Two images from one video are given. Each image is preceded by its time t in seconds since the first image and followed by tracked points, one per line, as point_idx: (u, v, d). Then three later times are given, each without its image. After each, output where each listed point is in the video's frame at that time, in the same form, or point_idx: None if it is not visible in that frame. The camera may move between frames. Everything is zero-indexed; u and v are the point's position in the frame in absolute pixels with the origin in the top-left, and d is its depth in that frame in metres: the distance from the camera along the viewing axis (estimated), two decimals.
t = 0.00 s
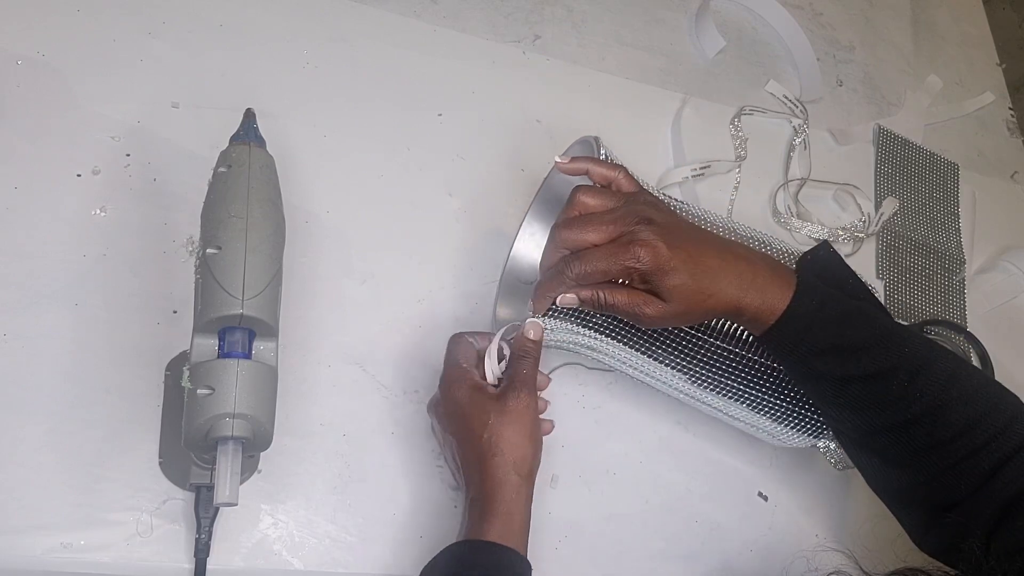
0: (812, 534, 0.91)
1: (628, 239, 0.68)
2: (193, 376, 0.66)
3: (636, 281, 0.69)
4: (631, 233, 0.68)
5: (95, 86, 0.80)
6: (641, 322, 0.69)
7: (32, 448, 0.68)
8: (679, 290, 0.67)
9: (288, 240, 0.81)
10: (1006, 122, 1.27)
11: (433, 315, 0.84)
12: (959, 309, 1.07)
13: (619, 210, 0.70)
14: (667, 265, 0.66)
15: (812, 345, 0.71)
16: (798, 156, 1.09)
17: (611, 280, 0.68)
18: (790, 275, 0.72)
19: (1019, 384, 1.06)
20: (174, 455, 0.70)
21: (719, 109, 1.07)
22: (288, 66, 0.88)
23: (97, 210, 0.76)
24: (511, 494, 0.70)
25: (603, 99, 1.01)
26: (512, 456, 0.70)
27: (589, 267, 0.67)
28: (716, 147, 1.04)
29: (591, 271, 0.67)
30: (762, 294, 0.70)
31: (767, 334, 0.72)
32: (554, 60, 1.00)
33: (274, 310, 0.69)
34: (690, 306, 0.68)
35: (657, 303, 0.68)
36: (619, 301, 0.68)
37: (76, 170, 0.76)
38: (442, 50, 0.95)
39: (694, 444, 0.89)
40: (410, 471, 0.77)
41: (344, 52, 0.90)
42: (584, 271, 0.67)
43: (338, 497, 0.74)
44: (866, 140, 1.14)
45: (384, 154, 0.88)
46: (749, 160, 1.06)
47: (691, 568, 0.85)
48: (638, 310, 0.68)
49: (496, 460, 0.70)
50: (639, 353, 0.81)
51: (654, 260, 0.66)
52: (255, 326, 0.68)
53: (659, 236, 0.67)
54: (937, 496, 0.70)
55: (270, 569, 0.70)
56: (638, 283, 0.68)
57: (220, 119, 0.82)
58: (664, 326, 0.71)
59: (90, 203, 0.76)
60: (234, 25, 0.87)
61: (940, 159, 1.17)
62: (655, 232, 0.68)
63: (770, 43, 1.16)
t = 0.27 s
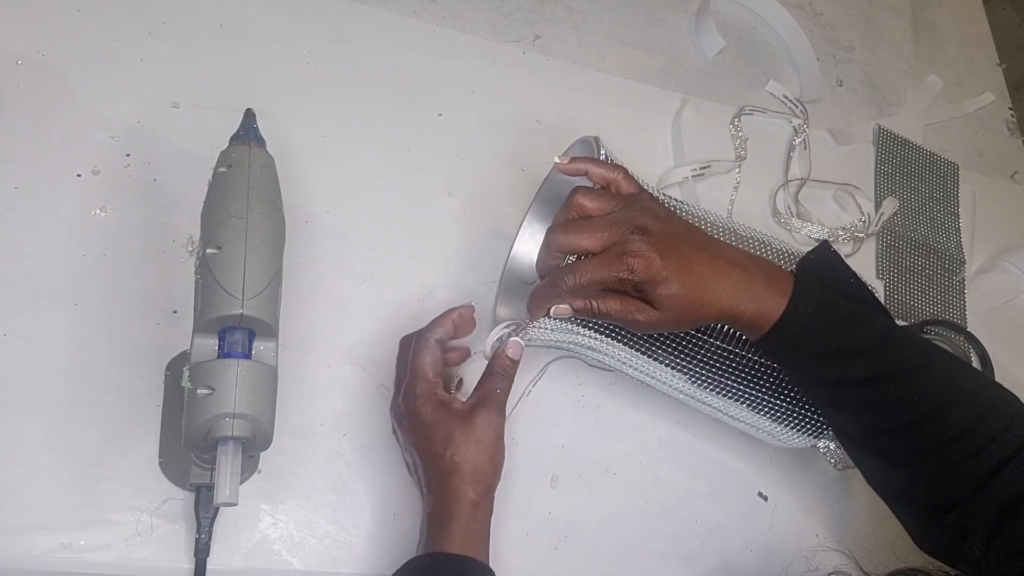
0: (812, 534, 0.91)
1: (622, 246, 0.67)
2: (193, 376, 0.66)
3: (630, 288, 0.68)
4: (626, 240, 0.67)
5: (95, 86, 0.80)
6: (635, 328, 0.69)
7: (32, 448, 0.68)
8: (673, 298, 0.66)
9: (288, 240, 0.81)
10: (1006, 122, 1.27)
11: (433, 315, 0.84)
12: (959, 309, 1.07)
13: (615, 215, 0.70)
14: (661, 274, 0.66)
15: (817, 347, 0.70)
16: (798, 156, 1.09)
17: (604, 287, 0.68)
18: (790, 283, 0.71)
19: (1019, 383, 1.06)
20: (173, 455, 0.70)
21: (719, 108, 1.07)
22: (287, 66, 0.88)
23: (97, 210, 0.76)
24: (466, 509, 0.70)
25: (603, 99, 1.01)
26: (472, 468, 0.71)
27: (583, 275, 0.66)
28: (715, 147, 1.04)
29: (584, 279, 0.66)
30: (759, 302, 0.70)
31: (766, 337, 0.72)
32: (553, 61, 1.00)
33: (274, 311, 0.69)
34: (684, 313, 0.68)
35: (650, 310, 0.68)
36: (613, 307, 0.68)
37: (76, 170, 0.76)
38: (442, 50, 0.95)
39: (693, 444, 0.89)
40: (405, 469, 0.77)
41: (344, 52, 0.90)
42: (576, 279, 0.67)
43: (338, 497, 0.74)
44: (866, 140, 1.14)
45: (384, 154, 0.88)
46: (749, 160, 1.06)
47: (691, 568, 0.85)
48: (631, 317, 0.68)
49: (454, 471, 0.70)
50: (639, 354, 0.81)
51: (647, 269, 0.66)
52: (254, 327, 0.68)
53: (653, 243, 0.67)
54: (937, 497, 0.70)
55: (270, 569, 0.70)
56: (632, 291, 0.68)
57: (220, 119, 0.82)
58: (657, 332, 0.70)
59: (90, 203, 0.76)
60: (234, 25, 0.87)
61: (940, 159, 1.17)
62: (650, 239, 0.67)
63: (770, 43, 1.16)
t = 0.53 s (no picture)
0: (812, 534, 0.91)
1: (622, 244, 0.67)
2: (193, 376, 0.66)
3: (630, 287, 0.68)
4: (626, 239, 0.67)
5: (95, 86, 0.80)
6: (635, 326, 0.69)
7: (32, 448, 0.68)
8: (673, 296, 0.66)
9: (288, 240, 0.81)
10: (1006, 122, 1.27)
11: (433, 315, 0.84)
12: (959, 309, 1.07)
13: (615, 214, 0.69)
14: (661, 272, 0.66)
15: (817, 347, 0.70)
16: (798, 156, 1.09)
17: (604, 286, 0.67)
18: (789, 282, 0.71)
19: (1019, 383, 1.06)
20: (173, 455, 0.70)
21: (719, 109, 1.07)
22: (287, 66, 0.88)
23: (97, 210, 0.76)
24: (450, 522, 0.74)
25: (603, 99, 1.01)
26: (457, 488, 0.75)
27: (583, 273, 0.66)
28: (715, 147, 1.04)
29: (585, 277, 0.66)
30: (760, 301, 0.70)
31: (766, 336, 0.72)
32: (553, 60, 1.00)
33: (274, 311, 0.69)
34: (684, 311, 0.68)
35: (650, 308, 0.67)
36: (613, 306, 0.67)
37: (76, 170, 0.76)
38: (442, 50, 0.95)
39: (693, 444, 0.89)
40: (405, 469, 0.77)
41: (344, 52, 0.90)
42: (575, 278, 0.66)
43: (338, 497, 0.74)
44: (866, 140, 1.14)
45: (384, 154, 0.88)
46: (749, 161, 1.06)
47: (691, 568, 0.85)
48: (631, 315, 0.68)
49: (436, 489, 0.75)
50: (639, 354, 0.81)
51: (648, 266, 0.66)
52: (255, 327, 0.68)
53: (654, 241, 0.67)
54: (936, 497, 0.70)
55: (270, 569, 0.70)
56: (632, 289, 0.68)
57: (220, 119, 0.82)
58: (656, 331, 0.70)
59: (90, 203, 0.76)
60: (235, 25, 0.87)
61: (940, 159, 1.17)
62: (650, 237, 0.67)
63: (771, 43, 1.16)
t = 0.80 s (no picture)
0: (812, 534, 0.91)
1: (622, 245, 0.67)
2: (193, 377, 0.66)
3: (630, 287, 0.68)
4: (625, 238, 0.67)
5: (95, 86, 0.80)
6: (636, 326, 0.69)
7: (32, 448, 0.68)
8: (674, 295, 0.66)
9: (288, 240, 0.81)
10: (1007, 122, 1.27)
11: (433, 315, 0.84)
12: (959, 309, 1.07)
13: (615, 214, 0.69)
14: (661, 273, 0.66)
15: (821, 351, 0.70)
16: (798, 156, 1.09)
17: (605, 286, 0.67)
18: (790, 282, 0.71)
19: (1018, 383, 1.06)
20: (173, 455, 0.70)
21: (719, 109, 1.07)
22: (287, 66, 0.88)
23: (97, 210, 0.76)
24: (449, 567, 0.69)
25: (603, 99, 1.01)
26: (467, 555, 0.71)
27: (583, 273, 0.66)
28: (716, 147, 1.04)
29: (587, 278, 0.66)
30: (760, 301, 0.70)
31: (766, 337, 0.71)
32: (553, 60, 1.00)
33: (274, 311, 0.69)
34: (685, 310, 0.68)
35: (651, 308, 0.68)
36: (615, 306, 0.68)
37: (76, 170, 0.76)
38: (442, 50, 0.95)
39: (693, 445, 0.89)
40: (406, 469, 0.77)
41: (344, 52, 0.90)
42: (577, 278, 0.67)
43: (338, 497, 0.74)
44: (866, 140, 1.14)
45: (384, 154, 0.88)
46: (749, 161, 1.06)
47: (691, 569, 0.85)
48: (632, 315, 0.68)
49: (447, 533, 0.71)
50: (640, 354, 0.81)
51: (648, 267, 0.66)
52: (255, 327, 0.68)
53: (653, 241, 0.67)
54: (938, 497, 0.70)
55: (270, 569, 0.70)
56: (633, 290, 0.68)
57: (220, 119, 0.82)
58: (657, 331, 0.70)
59: (90, 203, 0.76)
60: (234, 25, 0.87)
61: (940, 159, 1.17)
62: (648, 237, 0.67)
63: (771, 43, 1.16)
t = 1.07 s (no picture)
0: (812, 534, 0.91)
1: (621, 245, 0.67)
2: (193, 377, 0.66)
3: (632, 286, 0.68)
4: (625, 237, 0.67)
5: (95, 86, 0.80)
6: (640, 325, 0.70)
7: (31, 448, 0.68)
8: (676, 292, 0.67)
9: (288, 240, 0.81)
10: (1007, 122, 1.27)
11: (433, 314, 0.84)
12: (959, 309, 1.07)
13: (616, 214, 0.70)
14: (663, 268, 0.66)
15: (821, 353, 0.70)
16: (798, 156, 1.09)
17: (607, 286, 0.68)
18: (794, 278, 0.71)
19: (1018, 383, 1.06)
20: (173, 455, 0.70)
21: (719, 109, 1.07)
22: (287, 66, 0.88)
23: (97, 210, 0.76)
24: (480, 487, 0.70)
25: (603, 99, 1.01)
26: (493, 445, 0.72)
27: (587, 273, 0.67)
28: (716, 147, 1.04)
29: (591, 278, 0.67)
30: (763, 299, 0.70)
31: (768, 335, 0.71)
32: (554, 60, 1.00)
33: (274, 311, 0.69)
34: (688, 308, 0.68)
35: (655, 306, 0.68)
36: (620, 305, 0.68)
37: (76, 170, 0.76)
38: (442, 50, 0.95)
39: (693, 445, 0.89)
40: (407, 469, 0.77)
41: (344, 52, 0.90)
42: (578, 280, 0.67)
43: (338, 497, 0.74)
44: (866, 140, 1.14)
45: (384, 154, 0.88)
46: (749, 160, 1.06)
47: (691, 569, 0.85)
48: (636, 313, 0.69)
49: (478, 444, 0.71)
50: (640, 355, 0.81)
51: (651, 265, 0.66)
52: (255, 327, 0.68)
53: (653, 238, 0.67)
54: (940, 498, 0.70)
55: (270, 569, 0.70)
56: (636, 288, 0.68)
57: (220, 119, 0.82)
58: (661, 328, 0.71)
59: (90, 203, 0.76)
60: (235, 25, 0.87)
61: (940, 159, 1.17)
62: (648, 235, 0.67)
63: (771, 43, 1.16)
